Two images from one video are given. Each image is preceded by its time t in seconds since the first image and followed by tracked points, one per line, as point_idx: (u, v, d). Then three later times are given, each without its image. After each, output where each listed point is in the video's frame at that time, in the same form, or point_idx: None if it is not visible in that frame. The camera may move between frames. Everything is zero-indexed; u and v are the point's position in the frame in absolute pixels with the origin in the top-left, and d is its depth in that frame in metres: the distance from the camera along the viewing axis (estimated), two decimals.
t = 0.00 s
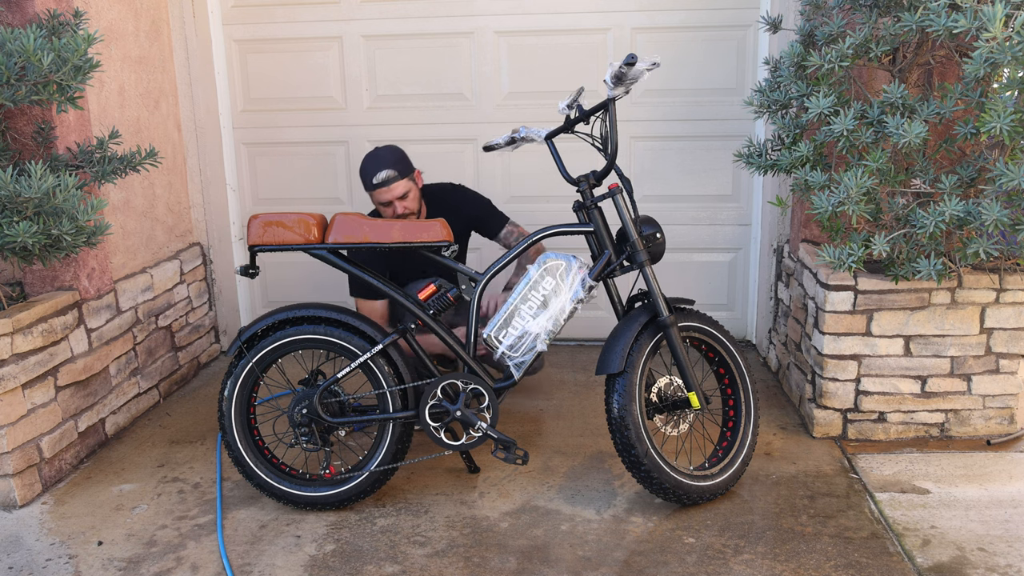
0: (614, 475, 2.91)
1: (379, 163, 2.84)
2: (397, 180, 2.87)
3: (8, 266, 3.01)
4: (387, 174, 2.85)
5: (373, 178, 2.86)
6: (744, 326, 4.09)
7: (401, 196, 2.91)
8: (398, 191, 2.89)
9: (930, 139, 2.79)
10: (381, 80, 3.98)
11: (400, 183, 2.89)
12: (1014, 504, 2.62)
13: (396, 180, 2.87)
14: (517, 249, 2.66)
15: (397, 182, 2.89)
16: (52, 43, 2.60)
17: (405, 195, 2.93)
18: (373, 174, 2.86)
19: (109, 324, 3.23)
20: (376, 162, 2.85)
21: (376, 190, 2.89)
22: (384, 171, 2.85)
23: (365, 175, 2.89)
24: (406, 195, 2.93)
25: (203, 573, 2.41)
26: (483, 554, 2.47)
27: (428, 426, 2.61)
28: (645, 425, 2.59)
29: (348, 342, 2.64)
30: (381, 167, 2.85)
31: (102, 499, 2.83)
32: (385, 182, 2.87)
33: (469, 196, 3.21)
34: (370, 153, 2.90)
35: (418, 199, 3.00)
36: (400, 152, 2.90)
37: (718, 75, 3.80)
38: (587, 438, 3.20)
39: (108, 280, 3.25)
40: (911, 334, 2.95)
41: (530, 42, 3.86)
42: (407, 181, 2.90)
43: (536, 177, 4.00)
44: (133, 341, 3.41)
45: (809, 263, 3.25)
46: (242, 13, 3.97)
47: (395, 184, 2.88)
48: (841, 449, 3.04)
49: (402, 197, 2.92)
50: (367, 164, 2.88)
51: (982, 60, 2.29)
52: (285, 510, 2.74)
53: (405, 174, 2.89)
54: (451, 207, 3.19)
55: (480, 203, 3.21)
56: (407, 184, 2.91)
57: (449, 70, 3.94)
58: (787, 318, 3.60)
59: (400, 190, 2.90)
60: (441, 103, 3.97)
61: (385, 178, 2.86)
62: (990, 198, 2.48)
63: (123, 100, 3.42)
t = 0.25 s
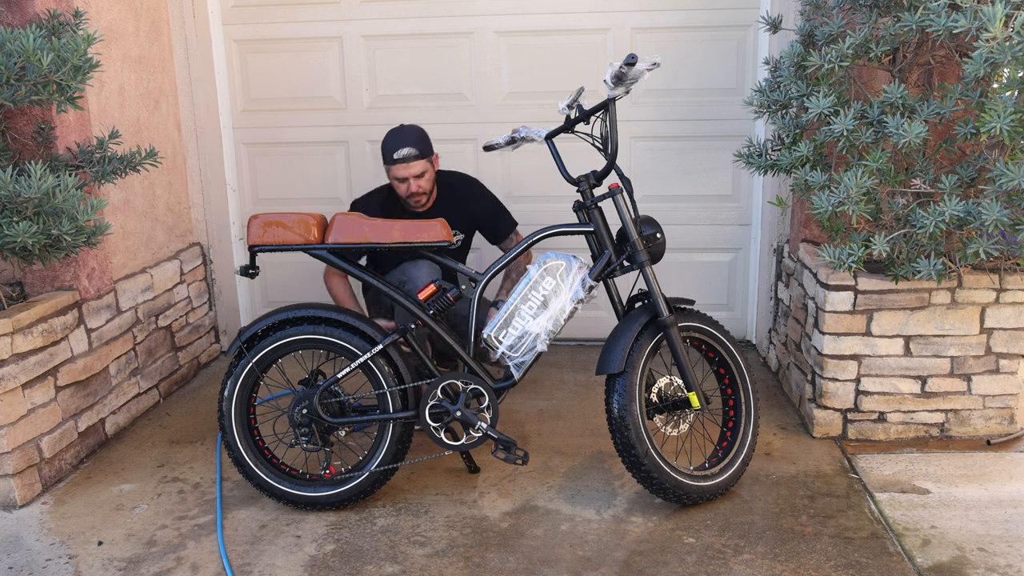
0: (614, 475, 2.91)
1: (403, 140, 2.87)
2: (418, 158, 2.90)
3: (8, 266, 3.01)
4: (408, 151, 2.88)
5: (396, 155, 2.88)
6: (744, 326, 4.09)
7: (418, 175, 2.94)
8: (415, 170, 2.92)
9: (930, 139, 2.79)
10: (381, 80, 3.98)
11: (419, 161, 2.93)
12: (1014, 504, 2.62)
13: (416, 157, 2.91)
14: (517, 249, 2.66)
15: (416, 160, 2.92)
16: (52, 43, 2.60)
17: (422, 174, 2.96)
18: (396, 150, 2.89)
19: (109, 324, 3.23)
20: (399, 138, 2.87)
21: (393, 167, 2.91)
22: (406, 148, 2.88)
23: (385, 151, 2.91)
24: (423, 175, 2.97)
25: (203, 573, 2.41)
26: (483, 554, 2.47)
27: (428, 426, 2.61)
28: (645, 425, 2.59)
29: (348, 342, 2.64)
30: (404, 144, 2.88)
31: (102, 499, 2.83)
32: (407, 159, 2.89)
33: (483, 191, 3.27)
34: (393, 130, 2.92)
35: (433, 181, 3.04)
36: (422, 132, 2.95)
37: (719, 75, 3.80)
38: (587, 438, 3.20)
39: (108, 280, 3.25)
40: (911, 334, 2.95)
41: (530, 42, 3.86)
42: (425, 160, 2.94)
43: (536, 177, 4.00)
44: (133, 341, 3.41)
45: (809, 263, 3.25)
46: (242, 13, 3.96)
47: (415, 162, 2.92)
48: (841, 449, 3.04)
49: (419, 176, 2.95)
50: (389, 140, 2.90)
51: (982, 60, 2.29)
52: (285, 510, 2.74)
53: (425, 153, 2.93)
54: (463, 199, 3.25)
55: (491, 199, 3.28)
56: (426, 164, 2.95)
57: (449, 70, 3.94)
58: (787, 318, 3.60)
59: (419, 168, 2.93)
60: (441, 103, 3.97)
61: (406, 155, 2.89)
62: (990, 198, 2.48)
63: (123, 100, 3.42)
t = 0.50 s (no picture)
0: (614, 475, 2.91)
1: (429, 118, 3.04)
2: (440, 137, 3.07)
3: (8, 266, 3.00)
4: (432, 129, 3.05)
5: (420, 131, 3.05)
6: (744, 326, 4.09)
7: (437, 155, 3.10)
8: (436, 149, 3.08)
9: (930, 139, 2.79)
10: (381, 80, 3.98)
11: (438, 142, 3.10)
12: (1014, 504, 2.62)
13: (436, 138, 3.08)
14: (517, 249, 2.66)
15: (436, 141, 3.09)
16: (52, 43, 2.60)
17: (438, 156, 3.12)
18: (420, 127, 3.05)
19: (109, 324, 3.23)
20: (427, 115, 3.04)
21: (415, 141, 3.06)
22: (431, 125, 3.05)
23: (409, 126, 3.06)
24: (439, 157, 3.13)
25: (203, 573, 2.41)
26: (483, 554, 2.47)
27: (428, 426, 2.61)
28: (645, 425, 2.59)
29: (348, 342, 2.64)
30: (430, 122, 3.04)
31: (102, 499, 2.83)
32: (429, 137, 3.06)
33: (493, 185, 3.40)
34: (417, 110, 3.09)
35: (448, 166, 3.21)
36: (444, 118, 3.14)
37: (719, 75, 3.81)
38: (587, 438, 3.20)
39: (108, 280, 3.25)
40: (911, 334, 2.95)
41: (530, 42, 3.86)
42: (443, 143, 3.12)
43: (536, 177, 4.00)
44: (133, 341, 3.41)
45: (809, 263, 3.25)
46: (242, 13, 3.97)
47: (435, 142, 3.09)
48: (841, 449, 3.04)
49: (438, 156, 3.11)
50: (415, 116, 3.06)
51: (982, 60, 2.29)
52: (285, 510, 2.74)
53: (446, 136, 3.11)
54: (473, 189, 3.37)
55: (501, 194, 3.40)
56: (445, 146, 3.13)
57: (449, 70, 3.94)
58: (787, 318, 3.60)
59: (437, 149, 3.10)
60: (441, 103, 3.97)
61: (429, 133, 3.05)
62: (991, 198, 2.48)
63: (123, 100, 3.42)
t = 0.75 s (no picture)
0: (614, 475, 2.91)
1: (435, 118, 3.07)
2: (443, 139, 3.09)
3: (9, 266, 3.01)
4: (436, 130, 3.08)
5: (424, 129, 3.07)
6: (744, 326, 4.09)
7: (440, 156, 3.12)
8: (439, 150, 3.11)
9: (930, 139, 2.79)
10: (381, 80, 3.98)
11: (441, 144, 3.11)
12: (1014, 504, 2.62)
13: (438, 139, 3.09)
14: (517, 249, 2.66)
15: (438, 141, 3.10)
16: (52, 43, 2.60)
17: (442, 157, 3.13)
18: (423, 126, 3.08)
19: (109, 324, 3.23)
20: (433, 116, 3.07)
21: (418, 140, 3.09)
22: (435, 126, 3.07)
23: (414, 124, 3.09)
24: (442, 158, 3.14)
25: (203, 573, 2.41)
26: (483, 554, 2.47)
27: (428, 426, 2.61)
28: (645, 425, 2.59)
29: (348, 342, 2.64)
30: (435, 122, 3.07)
31: (102, 499, 2.83)
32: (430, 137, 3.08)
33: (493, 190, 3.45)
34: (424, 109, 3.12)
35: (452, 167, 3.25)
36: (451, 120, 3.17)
37: (719, 75, 3.81)
38: (587, 438, 3.20)
39: (108, 280, 3.25)
40: (911, 334, 2.95)
41: (530, 42, 3.86)
42: (446, 145, 3.12)
43: (536, 177, 4.00)
44: (133, 341, 3.41)
45: (808, 263, 3.25)
46: (242, 13, 3.97)
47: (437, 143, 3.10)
48: (841, 449, 3.04)
49: (441, 157, 3.13)
50: (421, 115, 3.09)
51: (982, 60, 2.29)
52: (285, 510, 2.74)
53: (452, 138, 3.13)
54: (475, 191, 3.44)
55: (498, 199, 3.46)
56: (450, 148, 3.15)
57: (449, 70, 3.94)
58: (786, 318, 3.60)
59: (439, 151, 3.11)
60: (441, 104, 3.97)
61: (434, 133, 3.07)
62: (991, 198, 2.48)
63: (123, 100, 3.42)
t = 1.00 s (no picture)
0: (614, 475, 2.91)
1: (422, 137, 3.05)
2: (428, 158, 3.07)
3: (9, 266, 3.01)
4: (422, 149, 3.05)
5: (408, 148, 3.05)
6: (744, 326, 4.09)
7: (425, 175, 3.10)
8: (424, 170, 3.09)
9: (930, 139, 2.80)
10: (381, 80, 3.98)
11: (427, 164, 3.08)
12: (1014, 504, 2.62)
13: (424, 159, 3.06)
14: (517, 249, 2.66)
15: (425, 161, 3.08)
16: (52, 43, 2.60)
17: (426, 176, 3.11)
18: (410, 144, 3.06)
19: (109, 324, 3.23)
20: (420, 134, 3.05)
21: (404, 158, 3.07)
22: (421, 145, 3.05)
23: (401, 141, 3.07)
24: (427, 177, 3.11)
25: (203, 573, 2.41)
26: (483, 554, 2.47)
27: (428, 426, 2.61)
28: (645, 425, 2.59)
29: (348, 342, 2.64)
30: (421, 141, 3.05)
31: (102, 499, 2.83)
32: (416, 157, 3.06)
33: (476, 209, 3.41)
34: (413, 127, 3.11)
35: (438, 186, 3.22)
36: (440, 138, 3.16)
37: (719, 75, 3.81)
38: (587, 438, 3.20)
39: (108, 280, 3.25)
40: (911, 334, 2.95)
41: (530, 42, 3.86)
42: (432, 165, 3.09)
43: (536, 177, 4.00)
44: (133, 341, 3.41)
45: (809, 263, 3.25)
46: (242, 13, 3.97)
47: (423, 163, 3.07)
48: (841, 449, 3.04)
49: (426, 176, 3.11)
50: (409, 133, 3.08)
51: (982, 60, 2.29)
52: (285, 510, 2.74)
53: (439, 158, 3.11)
54: (459, 209, 3.40)
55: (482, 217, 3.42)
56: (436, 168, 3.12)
57: (449, 70, 3.94)
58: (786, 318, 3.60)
59: (425, 170, 3.09)
60: (441, 103, 3.97)
61: (420, 152, 3.05)
62: (991, 198, 2.48)
63: (123, 100, 3.42)
